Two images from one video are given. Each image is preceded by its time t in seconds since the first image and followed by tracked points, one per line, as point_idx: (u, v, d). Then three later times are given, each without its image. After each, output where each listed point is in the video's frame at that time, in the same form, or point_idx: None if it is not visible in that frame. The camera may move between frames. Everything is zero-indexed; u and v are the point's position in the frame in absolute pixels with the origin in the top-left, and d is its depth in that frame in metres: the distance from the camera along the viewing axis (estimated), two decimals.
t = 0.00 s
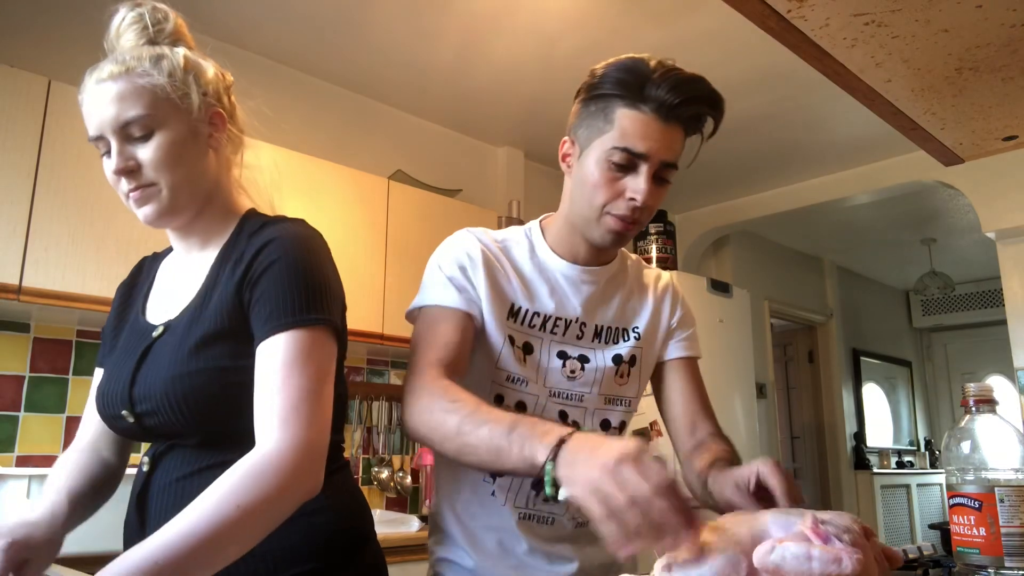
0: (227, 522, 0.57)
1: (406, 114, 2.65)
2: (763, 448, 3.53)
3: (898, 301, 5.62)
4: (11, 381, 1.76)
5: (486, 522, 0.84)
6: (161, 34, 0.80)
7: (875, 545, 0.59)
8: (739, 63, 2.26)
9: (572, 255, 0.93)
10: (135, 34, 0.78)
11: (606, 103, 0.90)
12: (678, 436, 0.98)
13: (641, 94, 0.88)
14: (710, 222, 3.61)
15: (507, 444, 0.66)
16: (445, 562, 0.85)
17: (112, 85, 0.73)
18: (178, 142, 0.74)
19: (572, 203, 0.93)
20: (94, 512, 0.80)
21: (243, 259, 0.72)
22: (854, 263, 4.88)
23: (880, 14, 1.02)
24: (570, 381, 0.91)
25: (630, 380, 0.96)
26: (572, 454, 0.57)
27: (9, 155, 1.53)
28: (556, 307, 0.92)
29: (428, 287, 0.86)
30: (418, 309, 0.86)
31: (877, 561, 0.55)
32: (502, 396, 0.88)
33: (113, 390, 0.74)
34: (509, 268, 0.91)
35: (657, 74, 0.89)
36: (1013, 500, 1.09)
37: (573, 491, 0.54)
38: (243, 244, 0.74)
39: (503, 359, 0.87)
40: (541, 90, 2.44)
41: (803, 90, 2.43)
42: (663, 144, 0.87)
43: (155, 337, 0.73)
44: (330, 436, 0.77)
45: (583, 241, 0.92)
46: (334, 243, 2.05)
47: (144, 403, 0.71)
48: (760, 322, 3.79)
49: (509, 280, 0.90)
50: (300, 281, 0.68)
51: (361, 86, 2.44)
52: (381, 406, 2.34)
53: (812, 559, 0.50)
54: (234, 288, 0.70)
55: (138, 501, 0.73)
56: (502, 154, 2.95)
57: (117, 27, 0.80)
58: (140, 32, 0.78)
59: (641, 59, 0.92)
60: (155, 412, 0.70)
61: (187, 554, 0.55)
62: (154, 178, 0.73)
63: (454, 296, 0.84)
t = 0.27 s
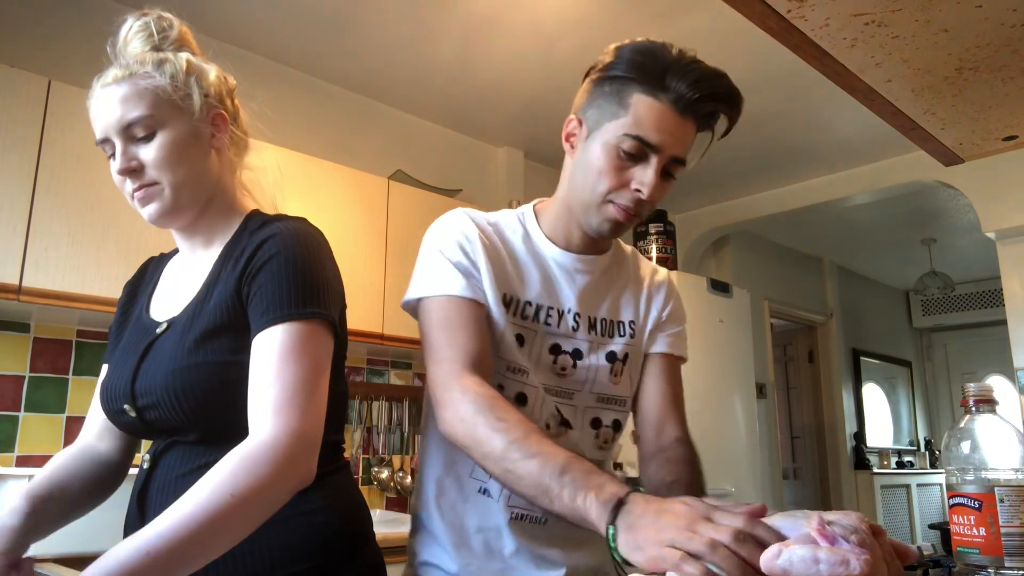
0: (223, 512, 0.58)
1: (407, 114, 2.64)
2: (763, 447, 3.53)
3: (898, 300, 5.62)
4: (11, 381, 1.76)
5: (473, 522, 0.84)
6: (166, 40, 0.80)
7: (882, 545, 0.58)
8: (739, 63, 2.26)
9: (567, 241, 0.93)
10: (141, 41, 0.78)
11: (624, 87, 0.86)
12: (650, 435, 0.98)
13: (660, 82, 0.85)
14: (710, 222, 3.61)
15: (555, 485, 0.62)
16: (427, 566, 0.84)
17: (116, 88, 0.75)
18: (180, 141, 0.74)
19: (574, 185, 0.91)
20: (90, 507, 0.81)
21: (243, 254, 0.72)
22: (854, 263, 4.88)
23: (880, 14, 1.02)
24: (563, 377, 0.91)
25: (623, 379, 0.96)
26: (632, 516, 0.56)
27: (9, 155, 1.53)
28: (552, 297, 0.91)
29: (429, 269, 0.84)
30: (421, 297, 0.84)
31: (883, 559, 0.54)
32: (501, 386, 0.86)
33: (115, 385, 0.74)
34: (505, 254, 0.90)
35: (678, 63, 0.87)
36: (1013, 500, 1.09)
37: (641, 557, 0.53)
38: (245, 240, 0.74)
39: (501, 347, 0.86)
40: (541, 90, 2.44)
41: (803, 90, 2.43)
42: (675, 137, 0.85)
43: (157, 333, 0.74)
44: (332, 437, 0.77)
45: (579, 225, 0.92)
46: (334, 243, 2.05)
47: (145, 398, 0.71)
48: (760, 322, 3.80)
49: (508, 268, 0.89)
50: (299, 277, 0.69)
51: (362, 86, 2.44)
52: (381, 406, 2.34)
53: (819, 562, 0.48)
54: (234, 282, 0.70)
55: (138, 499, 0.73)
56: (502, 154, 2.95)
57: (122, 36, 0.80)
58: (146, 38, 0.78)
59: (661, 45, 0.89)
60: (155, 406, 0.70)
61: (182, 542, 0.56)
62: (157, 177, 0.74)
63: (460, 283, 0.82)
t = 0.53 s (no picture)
0: (201, 502, 0.57)
1: (406, 115, 2.64)
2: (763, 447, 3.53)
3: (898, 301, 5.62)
4: (11, 381, 1.76)
5: (450, 526, 0.80)
6: (163, 42, 0.80)
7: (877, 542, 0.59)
8: (740, 63, 2.26)
9: (541, 228, 0.91)
10: (139, 44, 0.79)
11: (596, 66, 0.85)
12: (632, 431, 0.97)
13: (634, 62, 0.84)
14: (710, 222, 3.61)
15: (534, 497, 0.59)
16: (403, 575, 0.80)
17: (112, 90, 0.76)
18: (174, 141, 0.75)
19: (545, 171, 0.89)
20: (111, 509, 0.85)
21: (238, 248, 0.72)
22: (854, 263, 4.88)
23: (881, 14, 1.02)
24: (544, 368, 0.88)
25: (604, 369, 0.94)
26: (615, 536, 0.52)
27: (9, 156, 1.53)
28: (529, 285, 0.88)
29: (399, 261, 0.80)
30: (389, 292, 0.79)
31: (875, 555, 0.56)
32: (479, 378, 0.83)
33: (112, 383, 0.75)
34: (481, 244, 0.87)
35: (651, 45, 0.86)
36: (1013, 500, 1.09)
37: None
38: (240, 234, 0.74)
39: (477, 339, 0.83)
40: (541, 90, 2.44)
41: (804, 90, 2.43)
42: (649, 120, 0.84)
43: (155, 330, 0.75)
44: (331, 437, 0.77)
45: (553, 213, 0.89)
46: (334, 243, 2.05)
47: (140, 395, 0.72)
48: (760, 322, 3.79)
49: (483, 259, 0.86)
50: (291, 271, 0.69)
51: (362, 87, 2.44)
52: (381, 406, 2.34)
53: (811, 564, 0.49)
54: (228, 276, 0.70)
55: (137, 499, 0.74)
56: (502, 154, 2.95)
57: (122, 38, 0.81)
58: (143, 40, 0.78)
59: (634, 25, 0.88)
60: (150, 403, 0.71)
61: (157, 531, 0.56)
62: (151, 178, 0.74)
63: (433, 277, 0.78)
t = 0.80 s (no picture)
0: (180, 515, 0.57)
1: (407, 114, 2.64)
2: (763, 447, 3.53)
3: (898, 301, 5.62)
4: (11, 381, 1.76)
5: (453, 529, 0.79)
6: (158, 41, 0.80)
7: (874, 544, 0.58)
8: (741, 63, 2.26)
9: (524, 215, 0.92)
10: (134, 43, 0.79)
11: (576, 53, 0.86)
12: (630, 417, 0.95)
13: (612, 50, 0.86)
14: (710, 222, 3.61)
15: (554, 486, 0.58)
16: None
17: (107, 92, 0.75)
18: (169, 143, 0.75)
19: (524, 159, 0.89)
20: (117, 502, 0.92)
21: (227, 251, 0.72)
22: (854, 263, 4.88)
23: (880, 14, 1.02)
24: (538, 357, 0.88)
25: (596, 354, 0.95)
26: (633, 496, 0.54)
27: (9, 155, 1.53)
28: (515, 275, 0.89)
29: (377, 264, 0.80)
30: (373, 301, 0.78)
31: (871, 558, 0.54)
32: (472, 379, 0.82)
33: (108, 382, 0.76)
34: (459, 236, 0.87)
35: (629, 33, 0.88)
36: (1013, 500, 1.09)
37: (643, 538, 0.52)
38: (231, 237, 0.74)
39: (460, 338, 0.81)
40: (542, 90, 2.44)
41: (805, 90, 2.43)
42: (628, 106, 0.86)
43: (150, 330, 0.75)
44: (328, 438, 0.77)
45: (534, 201, 0.90)
46: (334, 243, 2.05)
47: (131, 395, 0.72)
48: (760, 322, 3.79)
49: (463, 253, 0.86)
50: (275, 276, 0.68)
51: (362, 86, 2.44)
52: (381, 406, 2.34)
53: (812, 557, 0.48)
54: (214, 279, 0.70)
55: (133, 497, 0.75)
56: (502, 154, 2.94)
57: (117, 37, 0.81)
58: (138, 40, 0.78)
59: (610, 13, 0.90)
60: (140, 404, 0.71)
61: (137, 544, 0.56)
62: (147, 180, 0.74)
63: (413, 283, 0.78)
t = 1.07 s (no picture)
0: (174, 526, 0.57)
1: (407, 115, 2.65)
2: (763, 447, 3.53)
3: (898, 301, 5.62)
4: (10, 381, 1.76)
5: (458, 529, 0.78)
6: (157, 38, 0.80)
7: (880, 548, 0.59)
8: (740, 63, 2.26)
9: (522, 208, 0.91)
10: (132, 40, 0.79)
11: (574, 46, 0.87)
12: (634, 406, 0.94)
13: (610, 44, 0.87)
14: (710, 222, 3.61)
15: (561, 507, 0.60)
16: None
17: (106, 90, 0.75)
18: (169, 143, 0.75)
19: (522, 153, 0.89)
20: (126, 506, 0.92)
21: (222, 252, 0.72)
22: (854, 263, 4.88)
23: (880, 14, 1.02)
24: (538, 349, 0.87)
25: (597, 346, 0.94)
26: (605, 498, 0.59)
27: (9, 155, 1.53)
28: (513, 268, 0.89)
29: (369, 266, 0.80)
30: (361, 303, 0.78)
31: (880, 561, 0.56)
32: (464, 378, 0.81)
33: (104, 383, 0.76)
34: (453, 232, 0.87)
35: (625, 26, 0.88)
36: (1013, 500, 1.09)
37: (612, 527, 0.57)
38: (226, 238, 0.74)
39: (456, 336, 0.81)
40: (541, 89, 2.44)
41: (804, 90, 2.43)
42: (627, 99, 0.86)
43: (145, 330, 0.76)
44: (329, 438, 0.78)
45: (533, 195, 0.90)
46: (334, 242, 2.05)
47: (128, 396, 0.72)
48: (760, 321, 3.79)
49: (457, 250, 0.86)
50: (270, 282, 0.68)
51: (361, 86, 2.44)
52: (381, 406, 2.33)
53: (816, 555, 0.51)
54: (209, 282, 0.70)
55: (130, 498, 0.75)
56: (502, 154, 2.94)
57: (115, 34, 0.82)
58: (136, 37, 0.79)
59: (606, 8, 0.91)
60: (136, 405, 0.72)
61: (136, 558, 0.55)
62: (147, 180, 0.74)
63: (404, 287, 0.78)
